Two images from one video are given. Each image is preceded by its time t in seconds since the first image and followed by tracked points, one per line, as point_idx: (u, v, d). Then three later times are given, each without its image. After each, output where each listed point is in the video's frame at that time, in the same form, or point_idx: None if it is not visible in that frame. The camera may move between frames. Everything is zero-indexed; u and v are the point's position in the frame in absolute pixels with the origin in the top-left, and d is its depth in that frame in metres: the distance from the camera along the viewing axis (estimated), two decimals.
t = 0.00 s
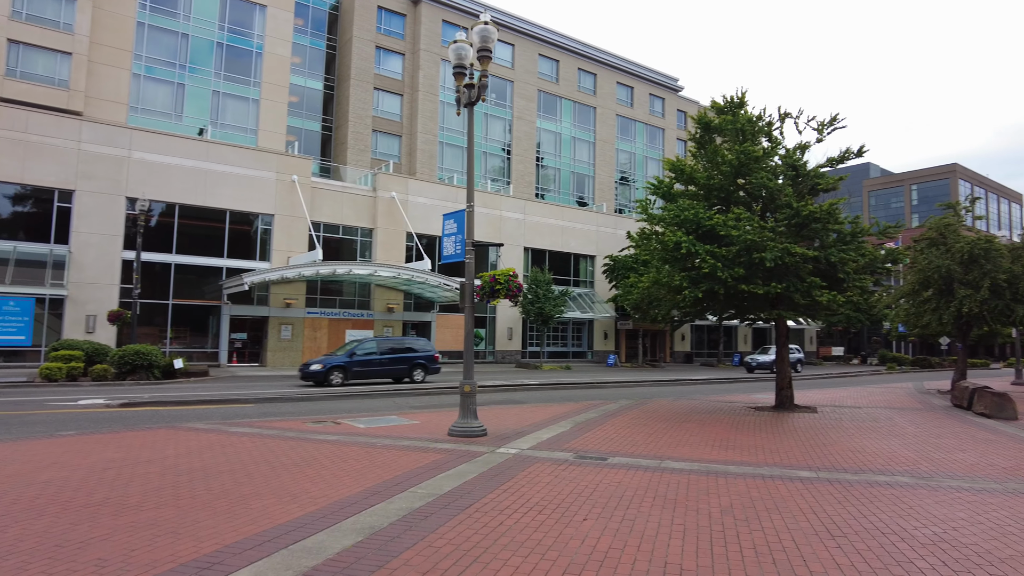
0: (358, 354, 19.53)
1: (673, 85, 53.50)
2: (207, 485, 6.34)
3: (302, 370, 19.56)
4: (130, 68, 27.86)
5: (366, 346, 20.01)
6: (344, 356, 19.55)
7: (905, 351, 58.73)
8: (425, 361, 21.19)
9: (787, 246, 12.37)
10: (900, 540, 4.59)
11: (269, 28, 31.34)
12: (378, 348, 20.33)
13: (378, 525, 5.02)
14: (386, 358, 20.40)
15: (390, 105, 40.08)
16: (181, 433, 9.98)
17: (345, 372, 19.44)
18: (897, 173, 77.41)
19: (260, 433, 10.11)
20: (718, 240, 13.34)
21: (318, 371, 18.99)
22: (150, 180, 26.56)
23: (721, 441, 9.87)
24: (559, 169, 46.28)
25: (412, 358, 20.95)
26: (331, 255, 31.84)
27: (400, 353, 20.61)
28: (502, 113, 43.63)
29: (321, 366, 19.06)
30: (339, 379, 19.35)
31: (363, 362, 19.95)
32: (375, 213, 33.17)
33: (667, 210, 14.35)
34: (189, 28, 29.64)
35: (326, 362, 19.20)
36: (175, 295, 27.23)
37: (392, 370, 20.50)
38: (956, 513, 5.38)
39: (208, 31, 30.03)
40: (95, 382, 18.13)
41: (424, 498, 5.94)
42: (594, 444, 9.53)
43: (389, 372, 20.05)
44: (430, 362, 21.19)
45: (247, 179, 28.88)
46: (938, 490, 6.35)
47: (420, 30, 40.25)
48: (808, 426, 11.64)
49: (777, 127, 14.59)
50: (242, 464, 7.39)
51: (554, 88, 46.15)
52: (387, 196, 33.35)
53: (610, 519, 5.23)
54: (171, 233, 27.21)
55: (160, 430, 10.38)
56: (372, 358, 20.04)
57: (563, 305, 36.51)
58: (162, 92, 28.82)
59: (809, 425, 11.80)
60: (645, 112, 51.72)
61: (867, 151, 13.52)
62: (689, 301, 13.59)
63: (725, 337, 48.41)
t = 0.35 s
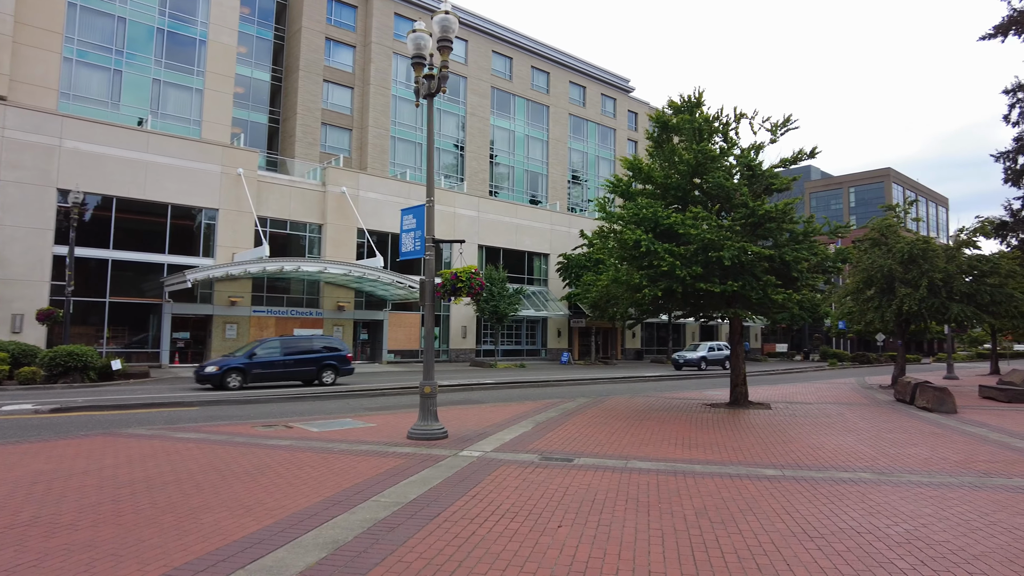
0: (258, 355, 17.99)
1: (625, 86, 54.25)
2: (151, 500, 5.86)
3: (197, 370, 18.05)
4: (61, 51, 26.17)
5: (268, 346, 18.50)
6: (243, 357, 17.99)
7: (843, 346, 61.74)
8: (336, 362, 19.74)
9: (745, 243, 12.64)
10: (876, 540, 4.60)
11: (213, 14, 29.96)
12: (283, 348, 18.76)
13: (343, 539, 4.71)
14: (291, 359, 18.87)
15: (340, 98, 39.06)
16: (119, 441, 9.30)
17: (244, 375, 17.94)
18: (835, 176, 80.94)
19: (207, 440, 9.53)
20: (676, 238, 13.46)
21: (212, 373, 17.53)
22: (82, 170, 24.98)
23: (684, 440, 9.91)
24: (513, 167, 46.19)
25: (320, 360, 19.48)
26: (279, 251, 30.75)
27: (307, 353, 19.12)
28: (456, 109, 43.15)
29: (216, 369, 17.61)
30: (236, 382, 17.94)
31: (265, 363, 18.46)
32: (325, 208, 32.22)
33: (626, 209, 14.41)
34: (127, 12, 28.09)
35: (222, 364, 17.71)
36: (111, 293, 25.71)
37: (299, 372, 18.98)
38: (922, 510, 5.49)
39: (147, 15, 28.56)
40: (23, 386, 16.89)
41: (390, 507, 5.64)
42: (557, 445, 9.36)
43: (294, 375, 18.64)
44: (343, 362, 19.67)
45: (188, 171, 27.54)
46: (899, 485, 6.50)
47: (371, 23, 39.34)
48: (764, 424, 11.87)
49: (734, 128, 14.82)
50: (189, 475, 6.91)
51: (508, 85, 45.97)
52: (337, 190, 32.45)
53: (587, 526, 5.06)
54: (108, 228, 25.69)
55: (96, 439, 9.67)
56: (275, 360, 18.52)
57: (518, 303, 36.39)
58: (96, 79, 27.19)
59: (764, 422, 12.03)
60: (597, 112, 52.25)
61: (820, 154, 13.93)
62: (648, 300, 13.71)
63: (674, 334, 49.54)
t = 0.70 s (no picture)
0: (174, 356, 16.64)
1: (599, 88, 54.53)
2: (130, 512, 5.55)
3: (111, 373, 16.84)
4: (22, 40, 25.17)
5: (187, 346, 17.10)
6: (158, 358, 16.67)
7: (810, 346, 63.28)
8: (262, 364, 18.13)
9: (726, 244, 12.77)
10: (883, 543, 4.58)
11: (182, 5, 29.11)
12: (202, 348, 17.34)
13: (340, 549, 4.51)
14: (212, 360, 17.41)
15: (313, 95, 38.39)
16: (90, 448, 8.90)
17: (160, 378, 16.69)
18: (803, 179, 82.81)
19: (184, 445, 9.19)
20: (658, 239, 13.48)
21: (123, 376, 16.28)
22: (43, 164, 24.02)
23: (671, 441, 9.90)
24: (488, 167, 46.03)
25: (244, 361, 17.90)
26: (250, 250, 30.04)
27: (229, 354, 17.59)
28: (430, 107, 42.82)
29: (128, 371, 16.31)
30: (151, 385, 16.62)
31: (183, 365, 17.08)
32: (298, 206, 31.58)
33: (608, 209, 14.40)
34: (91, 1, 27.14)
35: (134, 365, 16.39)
36: (74, 292, 24.76)
37: (221, 375, 17.54)
38: (921, 511, 5.52)
39: (113, 5, 27.64)
40: None
41: (385, 514, 5.44)
42: (546, 447, 9.23)
43: (215, 378, 17.21)
44: (270, 365, 18.00)
45: (156, 167, 26.69)
46: (892, 487, 6.55)
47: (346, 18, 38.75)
48: (746, 425, 11.95)
49: (715, 129, 14.91)
50: (169, 483, 6.60)
51: (483, 85, 45.76)
52: (311, 188, 31.84)
53: (591, 532, 4.93)
54: (71, 224, 24.76)
55: (65, 445, 9.24)
56: (193, 361, 17.11)
57: (494, 303, 36.20)
58: (58, 70, 26.22)
59: (747, 423, 12.13)
60: (572, 113, 52.44)
61: (799, 156, 14.13)
62: (630, 300, 13.72)
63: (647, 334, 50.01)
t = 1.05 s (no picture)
0: (91, 360, 15.01)
1: (584, 90, 54.72)
2: (122, 524, 5.34)
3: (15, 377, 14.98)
4: None
5: (106, 349, 15.42)
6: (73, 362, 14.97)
7: (790, 348, 64.10)
8: (193, 368, 16.67)
9: (720, 247, 12.81)
10: (899, 551, 4.54)
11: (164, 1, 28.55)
12: (124, 351, 15.64)
13: (346, 562, 4.35)
14: (134, 365, 15.75)
15: (297, 93, 37.92)
16: (73, 455, 8.61)
17: (73, 383, 14.91)
18: (784, 183, 83.87)
19: (171, 451, 8.95)
20: (650, 241, 13.48)
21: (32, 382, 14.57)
22: (18, 161, 23.37)
23: (667, 445, 9.85)
24: (474, 168, 45.86)
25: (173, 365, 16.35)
26: (232, 250, 29.55)
27: (155, 358, 15.95)
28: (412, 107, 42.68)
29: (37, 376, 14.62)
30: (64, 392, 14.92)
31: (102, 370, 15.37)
32: (281, 205, 31.14)
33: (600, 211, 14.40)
34: None
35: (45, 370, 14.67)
36: (51, 293, 24.15)
37: (145, 379, 15.93)
38: (928, 516, 5.52)
39: None
40: None
41: (390, 524, 5.29)
42: (543, 452, 9.12)
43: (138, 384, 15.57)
44: (202, 368, 16.57)
45: (136, 165, 26.11)
46: (894, 491, 6.56)
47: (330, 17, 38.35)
48: (739, 428, 11.96)
49: (706, 132, 14.98)
50: (160, 493, 6.39)
51: (468, 86, 45.62)
52: (294, 187, 31.41)
53: (604, 541, 4.83)
54: (48, 222, 24.14)
55: (47, 451, 8.95)
56: (112, 365, 15.41)
57: (480, 305, 36.01)
58: (34, 65, 25.61)
59: (739, 426, 12.14)
60: (557, 115, 52.54)
61: (789, 161, 14.26)
62: (623, 303, 13.69)
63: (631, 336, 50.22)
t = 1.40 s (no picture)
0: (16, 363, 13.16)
1: (576, 90, 54.68)
2: (120, 531, 5.16)
3: None
4: None
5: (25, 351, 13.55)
6: None
7: (782, 347, 64.42)
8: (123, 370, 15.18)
9: (721, 245, 12.82)
10: (923, 553, 4.45)
11: None
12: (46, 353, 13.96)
13: (358, 570, 4.20)
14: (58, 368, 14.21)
15: (289, 92, 37.59)
16: (67, 459, 8.40)
17: None
18: (776, 183, 84.17)
19: (167, 454, 8.74)
20: (651, 240, 13.41)
21: None
22: (4, 159, 22.94)
23: (672, 446, 9.75)
24: (467, 167, 45.68)
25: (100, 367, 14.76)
26: (224, 250, 29.22)
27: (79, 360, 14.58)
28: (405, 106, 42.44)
29: None
30: None
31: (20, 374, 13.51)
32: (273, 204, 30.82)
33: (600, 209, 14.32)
34: None
35: None
36: (39, 293, 23.76)
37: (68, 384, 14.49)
38: (947, 517, 5.44)
39: None
40: None
41: (399, 529, 5.13)
42: (547, 453, 8.99)
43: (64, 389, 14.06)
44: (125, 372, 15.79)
45: (125, 163, 25.73)
46: (907, 491, 6.48)
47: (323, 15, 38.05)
48: (741, 428, 11.89)
49: (705, 131, 14.96)
50: (159, 498, 6.21)
51: (461, 85, 45.41)
52: (287, 186, 31.10)
53: (622, 545, 4.71)
54: (36, 221, 23.75)
55: (40, 454, 8.73)
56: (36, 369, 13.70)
57: (474, 305, 35.80)
58: (20, 62, 25.19)
59: (742, 426, 12.07)
60: (550, 115, 52.47)
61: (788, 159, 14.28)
62: (624, 302, 13.63)
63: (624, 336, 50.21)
